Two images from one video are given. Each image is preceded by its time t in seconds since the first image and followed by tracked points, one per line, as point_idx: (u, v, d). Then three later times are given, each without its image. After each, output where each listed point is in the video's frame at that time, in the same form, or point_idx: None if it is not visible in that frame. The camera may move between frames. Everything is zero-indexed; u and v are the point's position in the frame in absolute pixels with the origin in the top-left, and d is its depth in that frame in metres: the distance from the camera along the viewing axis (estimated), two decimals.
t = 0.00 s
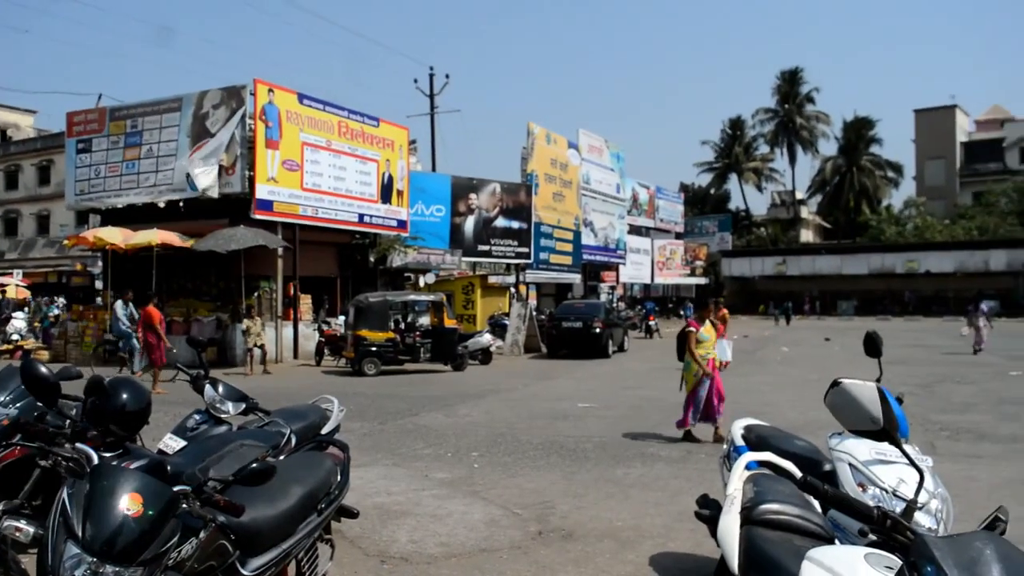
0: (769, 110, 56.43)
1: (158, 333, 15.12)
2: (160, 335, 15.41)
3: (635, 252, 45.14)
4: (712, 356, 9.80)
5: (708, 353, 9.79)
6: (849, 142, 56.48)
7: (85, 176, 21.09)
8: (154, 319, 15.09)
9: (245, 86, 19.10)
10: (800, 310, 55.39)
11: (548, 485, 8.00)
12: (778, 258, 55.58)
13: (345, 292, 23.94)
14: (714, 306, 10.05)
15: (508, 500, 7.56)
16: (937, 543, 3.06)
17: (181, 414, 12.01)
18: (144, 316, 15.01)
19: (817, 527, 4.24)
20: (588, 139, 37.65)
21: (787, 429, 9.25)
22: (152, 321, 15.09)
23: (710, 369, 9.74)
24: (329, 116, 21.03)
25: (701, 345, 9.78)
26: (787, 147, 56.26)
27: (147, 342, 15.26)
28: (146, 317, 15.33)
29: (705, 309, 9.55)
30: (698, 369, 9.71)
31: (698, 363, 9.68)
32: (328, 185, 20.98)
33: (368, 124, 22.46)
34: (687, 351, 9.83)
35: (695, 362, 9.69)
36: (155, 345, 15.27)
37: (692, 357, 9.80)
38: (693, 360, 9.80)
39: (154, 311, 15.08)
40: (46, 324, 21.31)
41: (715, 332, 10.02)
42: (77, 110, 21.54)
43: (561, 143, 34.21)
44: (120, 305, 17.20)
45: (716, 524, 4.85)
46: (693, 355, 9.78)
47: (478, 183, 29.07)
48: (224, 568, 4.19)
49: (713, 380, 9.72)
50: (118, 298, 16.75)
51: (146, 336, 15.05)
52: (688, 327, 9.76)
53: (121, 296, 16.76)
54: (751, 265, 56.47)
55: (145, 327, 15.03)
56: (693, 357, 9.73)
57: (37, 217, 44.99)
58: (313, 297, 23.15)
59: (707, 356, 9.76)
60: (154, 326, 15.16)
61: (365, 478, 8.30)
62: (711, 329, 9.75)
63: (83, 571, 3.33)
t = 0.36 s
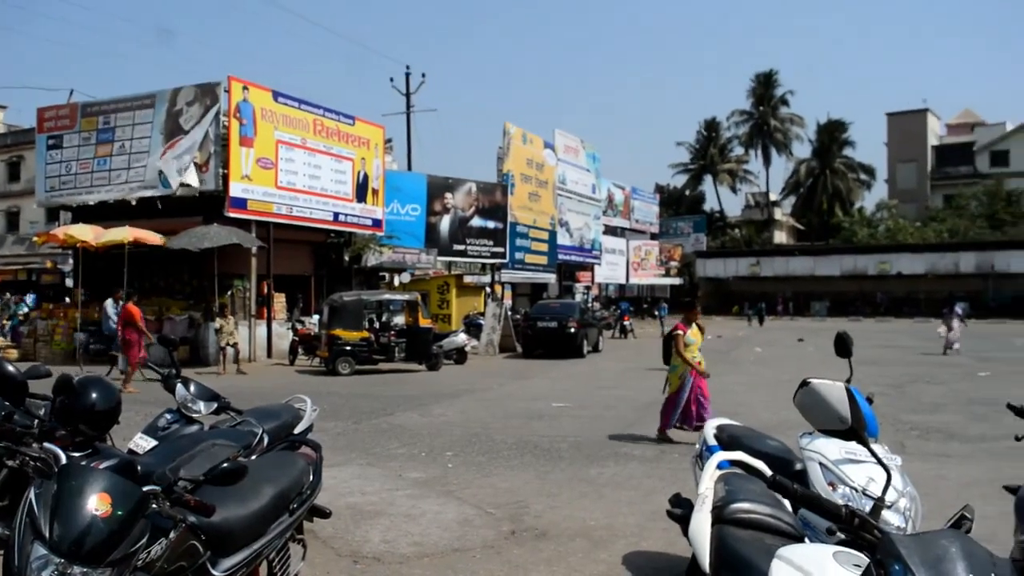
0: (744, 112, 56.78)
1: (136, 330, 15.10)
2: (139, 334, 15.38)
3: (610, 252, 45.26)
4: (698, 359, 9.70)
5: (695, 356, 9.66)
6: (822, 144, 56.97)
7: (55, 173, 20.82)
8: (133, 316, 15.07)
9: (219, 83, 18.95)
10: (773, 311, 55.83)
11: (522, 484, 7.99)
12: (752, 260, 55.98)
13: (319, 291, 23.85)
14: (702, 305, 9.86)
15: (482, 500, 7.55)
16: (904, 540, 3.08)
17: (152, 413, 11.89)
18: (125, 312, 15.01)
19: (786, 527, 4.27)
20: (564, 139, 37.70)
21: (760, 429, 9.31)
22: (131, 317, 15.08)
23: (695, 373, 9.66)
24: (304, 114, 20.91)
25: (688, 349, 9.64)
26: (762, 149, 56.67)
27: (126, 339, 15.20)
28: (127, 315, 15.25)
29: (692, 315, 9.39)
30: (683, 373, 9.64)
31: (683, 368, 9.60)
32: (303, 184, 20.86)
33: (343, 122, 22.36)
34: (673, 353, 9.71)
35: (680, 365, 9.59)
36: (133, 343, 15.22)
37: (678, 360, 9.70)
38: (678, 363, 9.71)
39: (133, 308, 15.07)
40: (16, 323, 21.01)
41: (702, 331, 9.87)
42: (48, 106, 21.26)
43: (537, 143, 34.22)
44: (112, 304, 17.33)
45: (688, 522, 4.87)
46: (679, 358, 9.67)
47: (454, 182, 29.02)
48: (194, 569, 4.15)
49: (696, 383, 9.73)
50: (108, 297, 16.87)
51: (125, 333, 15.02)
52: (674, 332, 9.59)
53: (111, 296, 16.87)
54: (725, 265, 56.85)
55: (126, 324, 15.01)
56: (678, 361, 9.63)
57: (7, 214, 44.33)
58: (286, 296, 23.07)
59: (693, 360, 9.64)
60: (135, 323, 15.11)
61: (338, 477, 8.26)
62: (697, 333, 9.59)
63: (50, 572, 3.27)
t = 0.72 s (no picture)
0: (722, 114, 57.11)
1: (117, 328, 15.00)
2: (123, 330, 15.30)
3: (588, 252, 45.36)
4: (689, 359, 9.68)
5: (686, 356, 9.60)
6: (799, 146, 57.41)
7: (28, 168, 20.56)
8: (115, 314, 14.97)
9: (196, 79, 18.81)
10: (749, 311, 56.22)
11: (499, 484, 7.98)
12: (729, 260, 56.28)
13: (296, 289, 23.76)
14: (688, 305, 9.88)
15: (459, 500, 7.53)
16: (875, 540, 3.10)
17: (125, 413, 11.76)
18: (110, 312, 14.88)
19: (761, 526, 4.29)
20: (543, 139, 37.73)
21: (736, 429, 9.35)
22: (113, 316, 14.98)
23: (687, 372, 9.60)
24: (282, 112, 20.79)
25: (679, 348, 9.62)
26: (740, 150, 57.00)
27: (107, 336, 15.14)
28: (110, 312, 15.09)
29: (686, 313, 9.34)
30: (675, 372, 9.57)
31: (676, 367, 9.51)
32: (280, 182, 20.74)
33: (321, 120, 22.25)
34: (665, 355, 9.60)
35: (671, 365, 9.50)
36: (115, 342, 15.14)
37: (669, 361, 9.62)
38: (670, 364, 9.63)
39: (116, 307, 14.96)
40: None
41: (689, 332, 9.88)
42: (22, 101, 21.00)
43: (516, 142, 34.20)
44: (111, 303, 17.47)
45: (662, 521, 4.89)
46: (670, 359, 9.58)
47: (432, 181, 28.95)
48: (167, 569, 4.11)
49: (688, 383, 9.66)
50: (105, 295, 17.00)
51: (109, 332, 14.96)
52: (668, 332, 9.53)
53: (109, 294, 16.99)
54: (702, 266, 57.13)
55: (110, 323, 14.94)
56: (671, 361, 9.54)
57: None
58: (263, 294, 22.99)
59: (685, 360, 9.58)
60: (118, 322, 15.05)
61: (314, 477, 8.21)
62: (689, 332, 9.56)
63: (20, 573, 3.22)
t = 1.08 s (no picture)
0: (698, 115, 57.40)
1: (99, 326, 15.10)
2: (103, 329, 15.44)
3: (564, 252, 45.42)
4: (677, 358, 9.73)
5: (673, 355, 9.78)
6: (774, 149, 57.84)
7: None
8: (97, 312, 15.11)
9: (170, 75, 18.65)
10: (724, 312, 56.58)
11: (473, 484, 7.97)
12: (704, 261, 56.66)
13: (270, 287, 23.63)
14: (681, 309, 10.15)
15: (433, 499, 7.51)
16: (840, 539, 3.14)
17: (94, 412, 11.63)
18: (89, 310, 15.10)
19: (731, 526, 4.31)
20: (520, 139, 37.71)
21: (710, 429, 9.42)
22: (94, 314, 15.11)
23: (673, 370, 9.68)
24: (257, 108, 20.65)
25: (665, 348, 9.80)
26: (715, 152, 57.37)
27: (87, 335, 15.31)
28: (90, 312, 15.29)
29: (670, 309, 9.61)
30: (662, 370, 9.67)
31: (661, 365, 9.66)
32: (255, 178, 20.58)
33: (297, 117, 22.13)
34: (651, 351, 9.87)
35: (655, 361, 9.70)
36: (94, 341, 15.24)
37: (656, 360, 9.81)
38: (658, 363, 9.81)
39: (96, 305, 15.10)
40: None
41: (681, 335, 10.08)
42: None
43: (492, 142, 34.15)
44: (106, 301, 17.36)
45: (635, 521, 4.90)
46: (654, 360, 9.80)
47: (408, 180, 28.89)
48: (137, 569, 4.07)
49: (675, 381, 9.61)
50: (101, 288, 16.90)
51: (88, 330, 15.11)
52: (650, 330, 9.84)
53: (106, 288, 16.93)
54: (678, 267, 57.45)
55: (89, 321, 15.10)
56: (655, 359, 9.76)
57: None
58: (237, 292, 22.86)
59: (670, 358, 9.73)
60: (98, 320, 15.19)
61: (287, 476, 8.17)
62: (675, 331, 9.78)
63: None
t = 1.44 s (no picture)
0: (675, 116, 57.67)
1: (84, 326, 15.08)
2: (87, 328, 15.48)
3: (542, 252, 45.42)
4: (666, 359, 9.43)
5: (663, 355, 9.46)
6: (750, 150, 58.22)
7: None
8: (79, 311, 14.87)
9: (145, 72, 18.49)
10: (700, 312, 56.86)
11: (449, 484, 7.95)
12: (681, 261, 56.96)
13: (246, 287, 23.51)
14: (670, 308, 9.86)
15: (410, 499, 7.49)
16: (812, 536, 3.16)
17: (66, 412, 11.50)
18: (71, 311, 14.84)
19: (706, 524, 4.33)
20: (498, 139, 37.67)
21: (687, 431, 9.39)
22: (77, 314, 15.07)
23: (664, 371, 9.37)
24: (233, 106, 20.51)
25: (655, 349, 9.51)
26: (692, 152, 57.63)
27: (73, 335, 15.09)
28: (75, 313, 15.02)
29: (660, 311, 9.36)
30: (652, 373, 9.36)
31: (651, 366, 9.35)
32: (231, 177, 20.44)
33: (273, 116, 22.01)
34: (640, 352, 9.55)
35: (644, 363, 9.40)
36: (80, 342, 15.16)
37: (645, 362, 9.50)
38: (648, 365, 9.51)
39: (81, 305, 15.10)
40: None
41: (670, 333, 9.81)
42: None
43: (470, 141, 34.09)
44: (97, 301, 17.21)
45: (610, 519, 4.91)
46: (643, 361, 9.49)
47: (385, 179, 28.79)
48: (110, 570, 4.02)
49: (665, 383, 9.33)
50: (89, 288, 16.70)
51: (72, 330, 14.89)
52: (638, 330, 9.56)
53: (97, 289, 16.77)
54: (655, 267, 57.74)
55: (72, 321, 14.86)
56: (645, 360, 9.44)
57: None
58: (213, 292, 22.70)
59: (661, 359, 9.42)
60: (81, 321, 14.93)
61: (263, 477, 8.12)
62: (665, 332, 9.50)
63: None
